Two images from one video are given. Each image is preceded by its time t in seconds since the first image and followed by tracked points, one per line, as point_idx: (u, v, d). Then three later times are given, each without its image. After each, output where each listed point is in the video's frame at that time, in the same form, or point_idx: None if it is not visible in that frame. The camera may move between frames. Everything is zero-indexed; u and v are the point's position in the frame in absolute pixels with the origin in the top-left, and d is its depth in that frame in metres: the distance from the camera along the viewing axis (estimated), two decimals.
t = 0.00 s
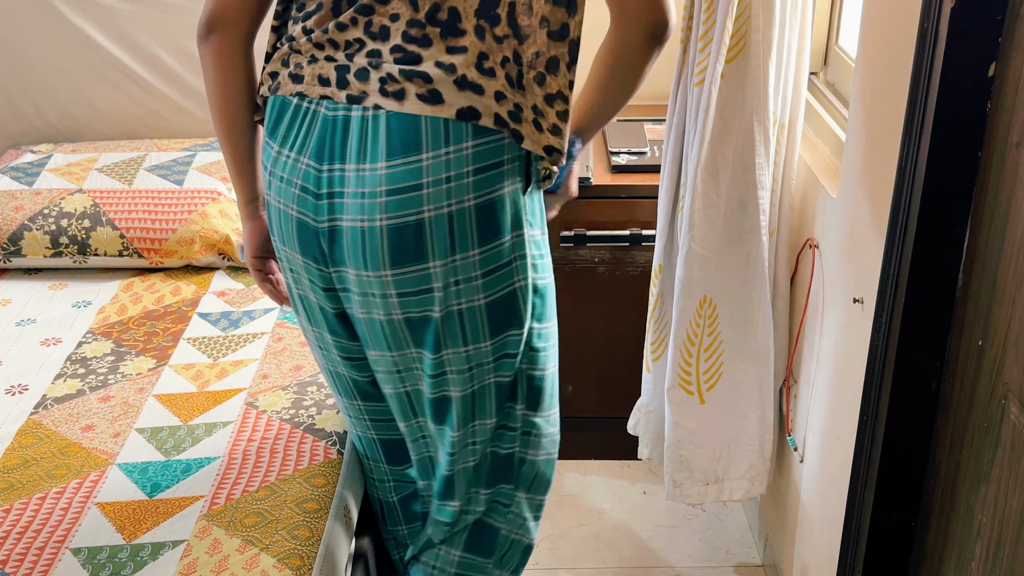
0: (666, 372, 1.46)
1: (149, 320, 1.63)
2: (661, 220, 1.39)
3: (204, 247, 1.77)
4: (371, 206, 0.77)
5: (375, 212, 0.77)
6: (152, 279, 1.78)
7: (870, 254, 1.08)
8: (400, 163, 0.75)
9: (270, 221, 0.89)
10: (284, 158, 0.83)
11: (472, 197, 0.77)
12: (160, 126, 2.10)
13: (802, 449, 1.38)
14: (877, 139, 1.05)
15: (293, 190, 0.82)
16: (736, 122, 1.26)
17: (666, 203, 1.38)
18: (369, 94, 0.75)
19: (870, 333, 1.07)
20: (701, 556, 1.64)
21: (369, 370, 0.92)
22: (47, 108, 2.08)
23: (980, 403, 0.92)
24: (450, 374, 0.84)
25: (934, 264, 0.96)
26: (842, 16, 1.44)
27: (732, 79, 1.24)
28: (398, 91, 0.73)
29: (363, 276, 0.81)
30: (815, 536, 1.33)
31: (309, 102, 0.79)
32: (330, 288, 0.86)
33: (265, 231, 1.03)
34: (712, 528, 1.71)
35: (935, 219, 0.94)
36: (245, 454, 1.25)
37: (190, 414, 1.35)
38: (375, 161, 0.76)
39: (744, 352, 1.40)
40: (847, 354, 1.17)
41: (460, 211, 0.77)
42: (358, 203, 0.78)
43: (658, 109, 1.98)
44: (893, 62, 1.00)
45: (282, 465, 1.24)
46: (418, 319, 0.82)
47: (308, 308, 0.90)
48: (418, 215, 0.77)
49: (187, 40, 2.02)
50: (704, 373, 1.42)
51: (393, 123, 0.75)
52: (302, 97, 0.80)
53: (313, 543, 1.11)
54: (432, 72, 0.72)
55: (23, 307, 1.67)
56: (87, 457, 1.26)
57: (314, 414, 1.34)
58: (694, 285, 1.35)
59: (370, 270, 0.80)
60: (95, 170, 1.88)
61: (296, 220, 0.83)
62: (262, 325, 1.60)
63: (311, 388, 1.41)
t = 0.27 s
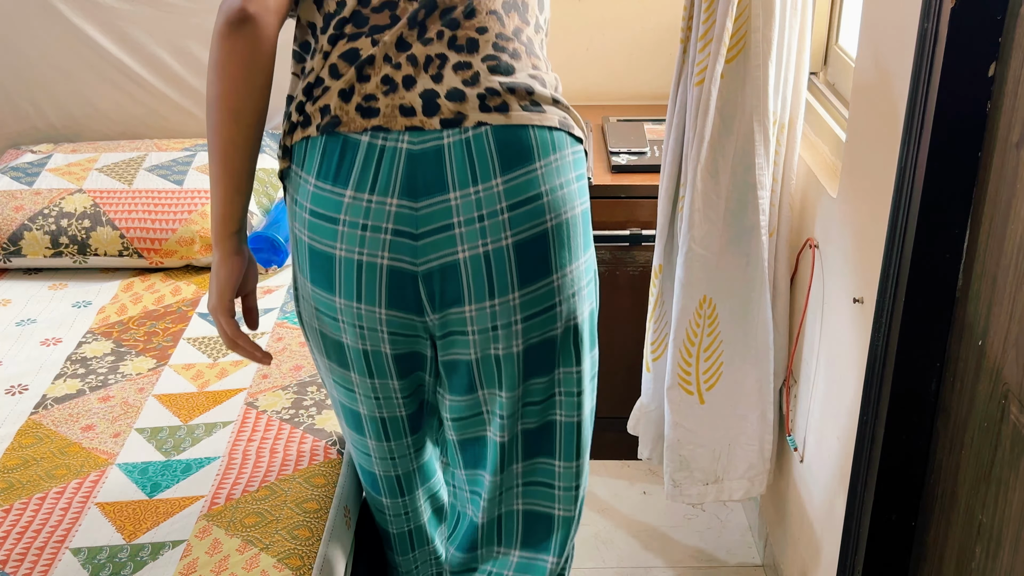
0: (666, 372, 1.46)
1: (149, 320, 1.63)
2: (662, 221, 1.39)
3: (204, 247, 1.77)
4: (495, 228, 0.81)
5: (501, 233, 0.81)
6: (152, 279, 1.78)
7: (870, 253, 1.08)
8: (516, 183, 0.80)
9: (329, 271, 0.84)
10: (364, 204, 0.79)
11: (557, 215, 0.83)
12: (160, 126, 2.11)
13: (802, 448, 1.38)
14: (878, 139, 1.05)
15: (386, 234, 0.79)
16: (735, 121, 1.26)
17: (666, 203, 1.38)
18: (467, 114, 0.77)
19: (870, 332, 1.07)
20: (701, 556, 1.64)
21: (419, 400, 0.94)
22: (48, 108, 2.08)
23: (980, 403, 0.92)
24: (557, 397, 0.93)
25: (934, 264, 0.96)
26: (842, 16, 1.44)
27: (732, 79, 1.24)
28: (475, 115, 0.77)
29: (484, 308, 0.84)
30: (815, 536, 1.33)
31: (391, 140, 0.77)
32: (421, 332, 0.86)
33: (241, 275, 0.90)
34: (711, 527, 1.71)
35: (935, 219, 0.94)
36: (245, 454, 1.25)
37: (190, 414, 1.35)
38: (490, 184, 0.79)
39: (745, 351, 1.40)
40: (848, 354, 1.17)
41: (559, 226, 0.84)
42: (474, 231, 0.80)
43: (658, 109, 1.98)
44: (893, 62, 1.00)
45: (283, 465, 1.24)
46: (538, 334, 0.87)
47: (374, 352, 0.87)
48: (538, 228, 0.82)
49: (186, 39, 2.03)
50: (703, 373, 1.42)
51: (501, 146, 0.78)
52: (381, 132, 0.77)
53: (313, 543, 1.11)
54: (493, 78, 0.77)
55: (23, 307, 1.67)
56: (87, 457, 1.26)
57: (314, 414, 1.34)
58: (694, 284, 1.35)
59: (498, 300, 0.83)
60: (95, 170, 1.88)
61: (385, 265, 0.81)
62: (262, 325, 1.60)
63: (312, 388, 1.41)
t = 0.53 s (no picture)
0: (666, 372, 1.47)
1: (149, 320, 1.64)
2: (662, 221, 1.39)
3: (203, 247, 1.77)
4: (497, 378, 0.55)
5: (502, 382, 0.56)
6: (151, 279, 1.78)
7: (870, 253, 1.08)
8: (533, 323, 0.55)
9: (308, 396, 0.61)
10: (349, 331, 0.56)
11: (613, 343, 0.59)
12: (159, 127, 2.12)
13: (802, 449, 1.38)
14: (878, 140, 1.04)
15: (373, 370, 0.56)
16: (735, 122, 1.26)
17: (666, 203, 1.38)
18: (479, 235, 0.53)
19: (870, 333, 1.07)
20: (701, 556, 1.64)
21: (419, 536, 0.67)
22: (72, 110, 2.26)
23: (980, 403, 0.92)
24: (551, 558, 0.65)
25: (934, 265, 0.96)
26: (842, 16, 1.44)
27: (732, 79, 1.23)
28: (519, 136, 0.52)
29: (469, 463, 0.58)
30: (815, 536, 1.33)
31: (383, 256, 0.54)
32: (415, 475, 0.62)
33: (220, 400, 0.66)
34: (712, 528, 1.71)
35: (934, 219, 0.94)
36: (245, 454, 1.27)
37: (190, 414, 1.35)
38: (498, 323, 0.54)
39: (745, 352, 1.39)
40: (848, 355, 1.17)
41: (601, 364, 0.58)
42: (469, 377, 0.55)
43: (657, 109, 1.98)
44: (893, 62, 1.00)
45: (283, 465, 1.25)
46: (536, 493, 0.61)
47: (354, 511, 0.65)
48: (554, 384, 0.57)
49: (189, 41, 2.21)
50: (703, 374, 1.42)
51: (523, 272, 0.54)
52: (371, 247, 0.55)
53: (313, 543, 1.12)
54: (539, 61, 0.51)
55: (23, 307, 1.67)
56: (86, 457, 1.26)
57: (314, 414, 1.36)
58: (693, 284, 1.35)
59: (485, 458, 0.58)
60: (95, 170, 1.91)
61: (372, 409, 0.58)
62: (262, 325, 1.60)
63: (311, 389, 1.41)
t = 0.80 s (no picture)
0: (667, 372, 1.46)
1: (148, 320, 1.64)
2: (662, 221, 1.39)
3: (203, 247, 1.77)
4: (395, 429, 0.53)
5: (402, 435, 0.52)
6: (151, 279, 1.79)
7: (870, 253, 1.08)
8: (444, 368, 0.52)
9: (189, 428, 0.60)
10: (239, 345, 0.56)
11: (540, 418, 0.54)
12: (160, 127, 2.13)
13: (803, 449, 1.38)
14: (878, 141, 1.05)
15: (252, 399, 0.55)
16: (735, 121, 1.26)
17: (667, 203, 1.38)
18: (406, 251, 0.53)
19: (870, 333, 1.07)
20: (701, 556, 1.64)
21: None
22: (76, 111, 2.27)
23: (980, 404, 0.92)
24: None
25: (934, 265, 0.96)
26: (842, 16, 1.44)
27: (732, 78, 1.23)
28: (481, 162, 0.55)
29: (365, 525, 0.55)
30: (815, 536, 1.33)
31: (297, 271, 0.55)
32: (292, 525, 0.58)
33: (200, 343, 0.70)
34: (712, 528, 1.71)
35: (933, 219, 0.94)
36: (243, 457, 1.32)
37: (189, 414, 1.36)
38: (401, 366, 0.52)
39: (745, 352, 1.39)
40: (848, 355, 1.17)
41: (524, 439, 0.54)
42: (366, 426, 0.53)
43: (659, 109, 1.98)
44: (894, 63, 1.00)
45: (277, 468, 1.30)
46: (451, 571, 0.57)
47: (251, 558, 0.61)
48: (465, 444, 0.53)
49: (190, 41, 2.20)
50: (703, 373, 1.42)
51: (437, 310, 0.52)
52: (292, 249, 0.56)
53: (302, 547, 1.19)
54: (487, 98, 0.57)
55: (23, 306, 1.68)
56: (86, 457, 1.31)
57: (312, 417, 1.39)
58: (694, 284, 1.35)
59: (383, 523, 0.54)
60: (95, 170, 1.91)
61: (246, 446, 0.56)
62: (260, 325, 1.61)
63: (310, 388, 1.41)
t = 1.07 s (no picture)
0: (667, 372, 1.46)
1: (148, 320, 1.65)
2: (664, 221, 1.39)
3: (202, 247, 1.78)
4: (301, 400, 0.54)
5: (307, 405, 0.53)
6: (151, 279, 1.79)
7: (870, 253, 1.08)
8: (342, 342, 0.53)
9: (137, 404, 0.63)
10: (168, 322, 0.58)
11: (447, 383, 0.54)
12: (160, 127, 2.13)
13: (803, 449, 1.38)
14: (877, 142, 1.05)
15: (181, 372, 0.57)
16: (735, 121, 1.26)
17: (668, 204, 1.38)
18: (308, 226, 0.53)
19: (871, 334, 1.07)
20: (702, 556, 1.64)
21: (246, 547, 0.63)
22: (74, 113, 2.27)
23: (981, 404, 0.91)
24: None
25: (935, 266, 0.96)
26: (842, 17, 1.44)
27: (733, 78, 1.23)
28: (381, 134, 0.54)
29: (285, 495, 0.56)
30: (815, 536, 1.33)
31: (217, 250, 0.56)
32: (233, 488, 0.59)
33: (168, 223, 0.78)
34: (712, 527, 1.71)
35: (933, 219, 0.94)
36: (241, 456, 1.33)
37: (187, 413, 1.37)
38: (303, 338, 0.53)
39: (745, 351, 1.39)
40: (848, 355, 1.17)
41: (431, 406, 0.54)
42: (274, 397, 0.54)
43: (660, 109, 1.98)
44: (893, 64, 1.00)
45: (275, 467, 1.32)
46: (371, 535, 0.57)
47: (202, 526, 0.63)
48: (367, 413, 0.53)
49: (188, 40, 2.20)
50: (703, 373, 1.42)
51: (335, 277, 0.53)
52: (215, 230, 0.57)
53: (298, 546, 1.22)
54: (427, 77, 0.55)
55: (23, 306, 1.70)
56: (86, 457, 1.33)
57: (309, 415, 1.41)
58: (694, 284, 1.34)
59: (298, 489, 0.55)
60: (95, 170, 1.91)
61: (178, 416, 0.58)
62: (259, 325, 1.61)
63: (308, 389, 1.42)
